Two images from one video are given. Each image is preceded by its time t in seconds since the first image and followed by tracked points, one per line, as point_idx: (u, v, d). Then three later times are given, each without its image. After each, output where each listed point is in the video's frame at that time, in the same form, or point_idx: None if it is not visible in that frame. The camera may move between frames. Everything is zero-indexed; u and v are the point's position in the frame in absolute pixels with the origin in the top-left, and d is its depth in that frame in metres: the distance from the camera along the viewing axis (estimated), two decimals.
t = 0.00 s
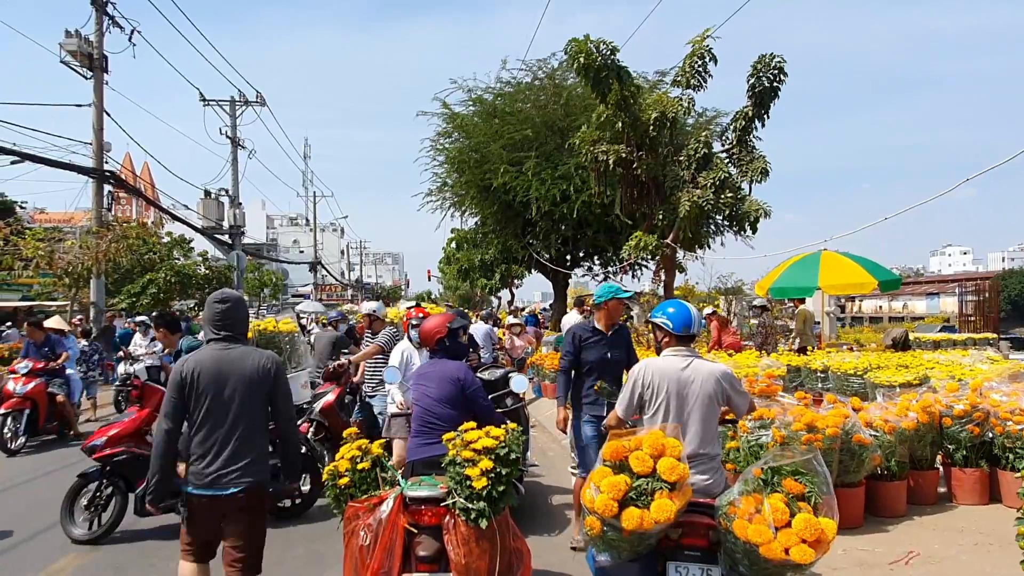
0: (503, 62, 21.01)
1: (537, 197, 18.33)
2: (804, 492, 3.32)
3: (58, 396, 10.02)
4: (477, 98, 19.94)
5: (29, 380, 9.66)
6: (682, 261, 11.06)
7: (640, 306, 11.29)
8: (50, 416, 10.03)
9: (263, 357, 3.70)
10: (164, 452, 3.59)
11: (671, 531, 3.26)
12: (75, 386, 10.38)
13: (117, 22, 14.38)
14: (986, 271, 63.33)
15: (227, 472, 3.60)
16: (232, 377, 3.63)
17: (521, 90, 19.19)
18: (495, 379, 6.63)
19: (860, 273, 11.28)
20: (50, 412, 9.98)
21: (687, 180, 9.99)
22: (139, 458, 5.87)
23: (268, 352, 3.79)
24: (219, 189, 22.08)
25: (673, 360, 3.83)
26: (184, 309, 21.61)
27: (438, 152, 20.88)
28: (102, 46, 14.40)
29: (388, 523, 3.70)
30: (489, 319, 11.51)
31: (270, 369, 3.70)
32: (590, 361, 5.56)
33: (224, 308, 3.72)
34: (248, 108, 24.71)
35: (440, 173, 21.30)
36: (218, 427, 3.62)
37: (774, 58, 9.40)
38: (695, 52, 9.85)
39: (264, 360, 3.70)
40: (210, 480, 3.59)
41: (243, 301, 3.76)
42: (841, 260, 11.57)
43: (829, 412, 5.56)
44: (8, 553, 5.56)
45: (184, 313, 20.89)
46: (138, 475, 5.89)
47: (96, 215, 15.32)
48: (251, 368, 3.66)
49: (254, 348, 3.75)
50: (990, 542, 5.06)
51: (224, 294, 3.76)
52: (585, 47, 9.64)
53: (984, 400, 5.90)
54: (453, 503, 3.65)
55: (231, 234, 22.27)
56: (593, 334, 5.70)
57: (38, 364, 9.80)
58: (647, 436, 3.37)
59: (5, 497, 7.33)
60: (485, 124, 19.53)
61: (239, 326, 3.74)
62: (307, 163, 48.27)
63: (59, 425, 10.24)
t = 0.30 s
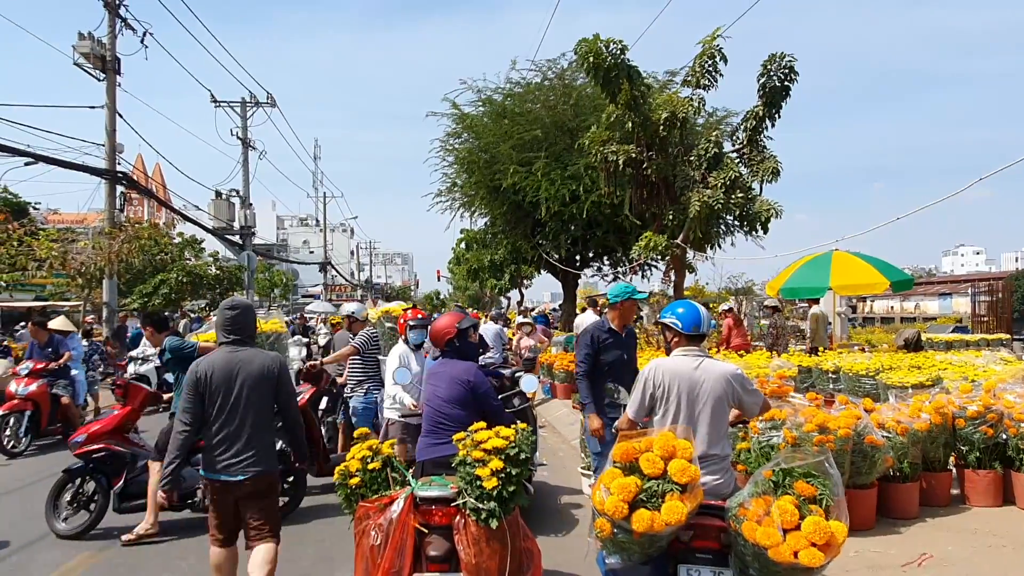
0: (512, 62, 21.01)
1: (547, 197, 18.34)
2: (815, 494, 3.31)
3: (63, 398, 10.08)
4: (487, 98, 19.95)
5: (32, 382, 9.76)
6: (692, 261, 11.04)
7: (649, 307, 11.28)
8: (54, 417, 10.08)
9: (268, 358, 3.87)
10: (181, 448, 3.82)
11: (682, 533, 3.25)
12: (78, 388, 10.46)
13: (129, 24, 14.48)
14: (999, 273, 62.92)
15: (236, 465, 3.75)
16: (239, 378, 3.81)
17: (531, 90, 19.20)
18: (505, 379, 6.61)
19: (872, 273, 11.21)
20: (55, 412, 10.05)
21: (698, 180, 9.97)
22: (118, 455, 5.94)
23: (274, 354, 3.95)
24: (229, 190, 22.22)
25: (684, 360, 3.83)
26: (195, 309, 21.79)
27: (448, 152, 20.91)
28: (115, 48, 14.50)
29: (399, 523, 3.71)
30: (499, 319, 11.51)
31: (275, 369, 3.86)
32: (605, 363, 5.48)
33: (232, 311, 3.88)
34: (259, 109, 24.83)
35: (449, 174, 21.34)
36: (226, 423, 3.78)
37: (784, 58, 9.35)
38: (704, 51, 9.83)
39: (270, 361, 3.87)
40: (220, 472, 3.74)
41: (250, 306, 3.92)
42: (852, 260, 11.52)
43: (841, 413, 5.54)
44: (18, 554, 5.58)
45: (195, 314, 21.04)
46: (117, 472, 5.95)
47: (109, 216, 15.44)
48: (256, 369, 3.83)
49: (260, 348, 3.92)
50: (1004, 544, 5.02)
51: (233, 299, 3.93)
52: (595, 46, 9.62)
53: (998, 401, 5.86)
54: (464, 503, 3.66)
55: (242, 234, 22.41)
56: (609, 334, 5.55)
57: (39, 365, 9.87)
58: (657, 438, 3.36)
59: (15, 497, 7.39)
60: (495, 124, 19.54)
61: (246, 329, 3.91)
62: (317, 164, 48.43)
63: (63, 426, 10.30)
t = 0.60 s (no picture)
0: (525, 62, 20.99)
1: (560, 198, 18.33)
2: (831, 497, 3.30)
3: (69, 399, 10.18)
4: (500, 99, 19.96)
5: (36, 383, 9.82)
6: (706, 261, 11.01)
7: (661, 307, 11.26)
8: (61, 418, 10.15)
9: (282, 352, 4.44)
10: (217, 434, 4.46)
11: (695, 536, 3.24)
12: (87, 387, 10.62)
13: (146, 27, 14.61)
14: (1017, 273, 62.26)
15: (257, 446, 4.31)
16: (259, 367, 4.40)
17: (544, 90, 19.21)
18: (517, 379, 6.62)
19: (888, 273, 11.13)
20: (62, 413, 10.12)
21: (711, 180, 9.93)
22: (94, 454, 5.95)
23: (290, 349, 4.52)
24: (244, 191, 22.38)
25: (696, 360, 3.82)
26: (210, 309, 21.97)
27: (461, 153, 20.95)
28: (132, 51, 14.64)
29: (413, 523, 3.72)
30: (511, 319, 11.53)
31: (288, 362, 4.42)
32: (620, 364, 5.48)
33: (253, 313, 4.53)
34: (274, 110, 24.99)
35: (462, 174, 21.38)
36: (250, 407, 4.35)
37: (799, 57, 9.31)
38: (718, 51, 9.79)
39: (285, 354, 4.43)
40: (244, 452, 4.27)
41: (268, 308, 4.55)
42: (867, 260, 11.44)
43: (856, 414, 5.50)
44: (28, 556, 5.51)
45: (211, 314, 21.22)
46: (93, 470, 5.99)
47: (126, 217, 15.58)
48: (272, 361, 4.41)
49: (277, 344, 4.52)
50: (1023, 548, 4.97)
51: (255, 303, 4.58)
52: (608, 46, 9.59)
53: (1016, 403, 5.80)
54: (478, 504, 3.67)
55: (257, 235, 22.57)
56: (625, 335, 5.52)
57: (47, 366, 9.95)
58: (670, 440, 3.35)
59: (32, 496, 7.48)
60: (507, 125, 19.54)
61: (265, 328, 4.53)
62: (331, 164, 48.68)
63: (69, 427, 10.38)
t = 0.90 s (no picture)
0: (543, 62, 20.96)
1: (577, 196, 18.29)
2: (851, 497, 3.27)
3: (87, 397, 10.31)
4: (517, 98, 19.94)
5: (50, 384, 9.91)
6: (725, 260, 10.94)
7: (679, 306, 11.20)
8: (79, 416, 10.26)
9: (321, 348, 4.83)
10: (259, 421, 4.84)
11: (713, 536, 3.22)
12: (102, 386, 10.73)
13: (167, 29, 14.75)
14: None
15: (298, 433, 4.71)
16: (300, 361, 4.80)
17: (561, 89, 19.18)
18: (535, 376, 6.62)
19: (910, 272, 10.99)
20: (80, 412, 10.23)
21: (730, 178, 9.85)
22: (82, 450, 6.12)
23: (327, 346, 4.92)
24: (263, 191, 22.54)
25: (713, 360, 3.80)
26: (229, 308, 22.15)
27: (478, 152, 20.96)
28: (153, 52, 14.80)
29: (433, 521, 3.73)
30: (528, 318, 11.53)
31: (326, 357, 4.81)
32: (644, 364, 5.44)
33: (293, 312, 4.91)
34: (293, 111, 25.15)
35: (480, 173, 21.39)
36: (292, 398, 4.74)
37: (820, 54, 9.22)
38: (737, 48, 9.72)
39: (323, 350, 4.83)
40: (286, 439, 4.68)
41: (307, 307, 4.94)
42: (889, 259, 11.31)
43: (878, 415, 5.44)
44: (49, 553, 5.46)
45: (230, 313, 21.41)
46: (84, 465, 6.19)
47: (147, 217, 15.72)
48: (312, 357, 4.80)
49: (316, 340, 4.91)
50: None
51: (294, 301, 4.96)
52: (627, 44, 9.54)
53: None
54: (499, 503, 3.67)
55: (276, 234, 22.74)
56: (650, 334, 5.46)
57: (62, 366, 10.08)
58: (687, 441, 3.33)
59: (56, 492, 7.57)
60: (525, 124, 19.51)
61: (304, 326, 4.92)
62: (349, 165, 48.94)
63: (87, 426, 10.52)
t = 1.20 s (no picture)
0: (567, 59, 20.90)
1: (601, 194, 18.21)
2: (876, 495, 3.21)
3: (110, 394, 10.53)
4: (541, 96, 19.89)
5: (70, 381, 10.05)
6: (751, 258, 10.83)
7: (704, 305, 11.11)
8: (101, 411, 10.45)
9: (357, 343, 4.91)
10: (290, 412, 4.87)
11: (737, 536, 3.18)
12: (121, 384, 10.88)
13: (195, 30, 14.92)
14: None
15: (330, 422, 4.73)
16: (336, 353, 4.87)
17: (586, 86, 19.12)
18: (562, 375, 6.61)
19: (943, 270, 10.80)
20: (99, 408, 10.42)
21: (757, 175, 9.74)
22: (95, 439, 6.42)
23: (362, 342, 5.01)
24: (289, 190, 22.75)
25: (736, 357, 3.75)
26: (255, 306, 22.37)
27: (502, 150, 20.96)
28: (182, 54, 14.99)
29: (459, 518, 3.73)
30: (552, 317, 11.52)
31: (361, 351, 4.90)
32: (681, 360, 5.40)
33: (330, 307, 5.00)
34: (318, 110, 25.34)
35: (504, 172, 21.39)
36: (327, 388, 4.79)
37: (849, 48, 9.10)
38: (764, 43, 9.62)
39: (359, 344, 4.91)
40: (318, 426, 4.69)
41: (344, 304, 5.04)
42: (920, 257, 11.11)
43: (909, 415, 5.35)
44: (79, 547, 5.55)
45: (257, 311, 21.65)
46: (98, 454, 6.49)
47: (176, 216, 15.94)
48: (348, 350, 4.87)
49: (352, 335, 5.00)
50: None
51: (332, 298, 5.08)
52: (652, 41, 9.48)
53: None
54: (524, 500, 3.67)
55: (301, 233, 22.93)
56: (687, 330, 5.43)
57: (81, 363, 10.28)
58: (709, 440, 3.30)
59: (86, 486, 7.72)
60: (549, 122, 19.46)
61: (340, 321, 5.02)
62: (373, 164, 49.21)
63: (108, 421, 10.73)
